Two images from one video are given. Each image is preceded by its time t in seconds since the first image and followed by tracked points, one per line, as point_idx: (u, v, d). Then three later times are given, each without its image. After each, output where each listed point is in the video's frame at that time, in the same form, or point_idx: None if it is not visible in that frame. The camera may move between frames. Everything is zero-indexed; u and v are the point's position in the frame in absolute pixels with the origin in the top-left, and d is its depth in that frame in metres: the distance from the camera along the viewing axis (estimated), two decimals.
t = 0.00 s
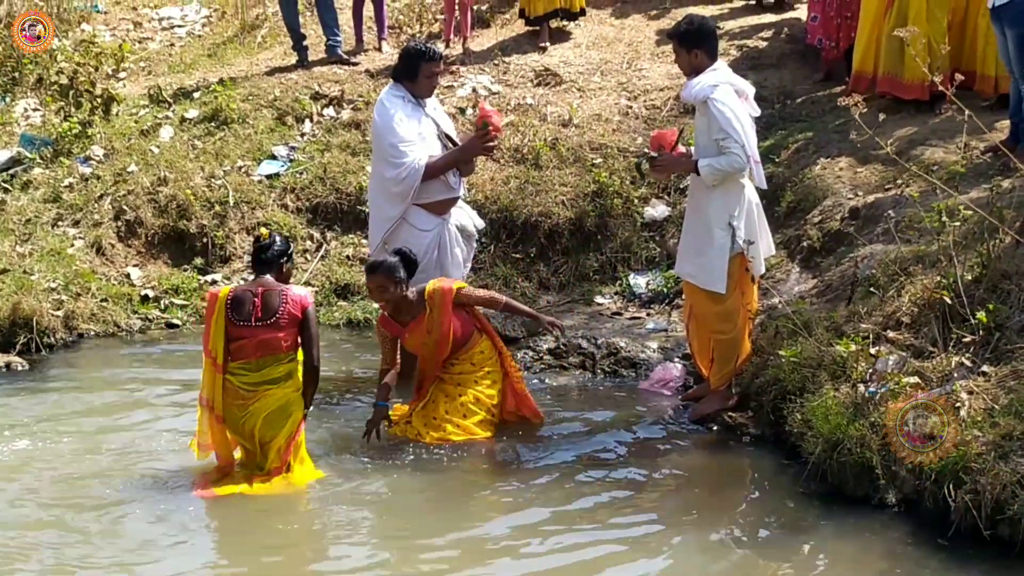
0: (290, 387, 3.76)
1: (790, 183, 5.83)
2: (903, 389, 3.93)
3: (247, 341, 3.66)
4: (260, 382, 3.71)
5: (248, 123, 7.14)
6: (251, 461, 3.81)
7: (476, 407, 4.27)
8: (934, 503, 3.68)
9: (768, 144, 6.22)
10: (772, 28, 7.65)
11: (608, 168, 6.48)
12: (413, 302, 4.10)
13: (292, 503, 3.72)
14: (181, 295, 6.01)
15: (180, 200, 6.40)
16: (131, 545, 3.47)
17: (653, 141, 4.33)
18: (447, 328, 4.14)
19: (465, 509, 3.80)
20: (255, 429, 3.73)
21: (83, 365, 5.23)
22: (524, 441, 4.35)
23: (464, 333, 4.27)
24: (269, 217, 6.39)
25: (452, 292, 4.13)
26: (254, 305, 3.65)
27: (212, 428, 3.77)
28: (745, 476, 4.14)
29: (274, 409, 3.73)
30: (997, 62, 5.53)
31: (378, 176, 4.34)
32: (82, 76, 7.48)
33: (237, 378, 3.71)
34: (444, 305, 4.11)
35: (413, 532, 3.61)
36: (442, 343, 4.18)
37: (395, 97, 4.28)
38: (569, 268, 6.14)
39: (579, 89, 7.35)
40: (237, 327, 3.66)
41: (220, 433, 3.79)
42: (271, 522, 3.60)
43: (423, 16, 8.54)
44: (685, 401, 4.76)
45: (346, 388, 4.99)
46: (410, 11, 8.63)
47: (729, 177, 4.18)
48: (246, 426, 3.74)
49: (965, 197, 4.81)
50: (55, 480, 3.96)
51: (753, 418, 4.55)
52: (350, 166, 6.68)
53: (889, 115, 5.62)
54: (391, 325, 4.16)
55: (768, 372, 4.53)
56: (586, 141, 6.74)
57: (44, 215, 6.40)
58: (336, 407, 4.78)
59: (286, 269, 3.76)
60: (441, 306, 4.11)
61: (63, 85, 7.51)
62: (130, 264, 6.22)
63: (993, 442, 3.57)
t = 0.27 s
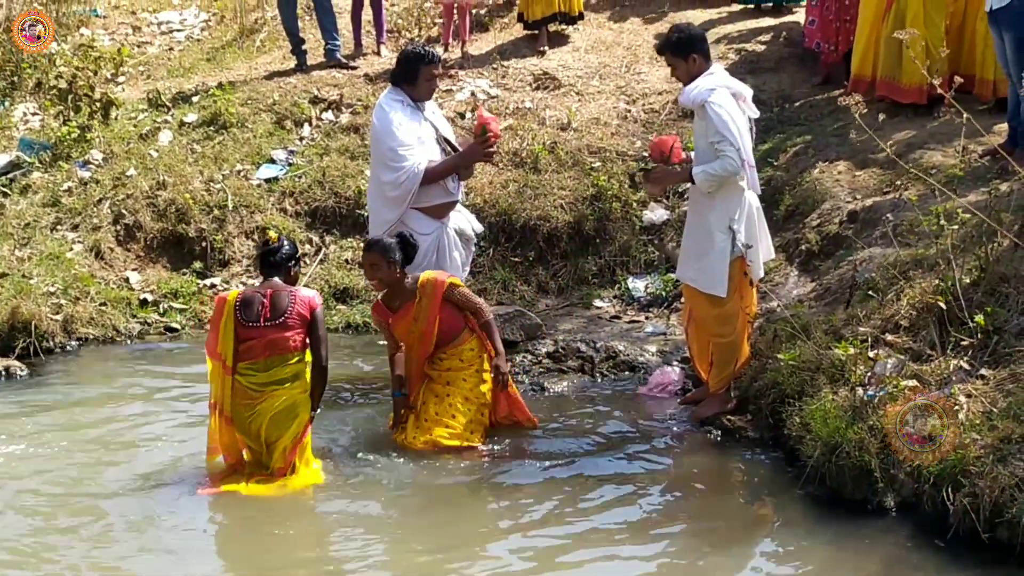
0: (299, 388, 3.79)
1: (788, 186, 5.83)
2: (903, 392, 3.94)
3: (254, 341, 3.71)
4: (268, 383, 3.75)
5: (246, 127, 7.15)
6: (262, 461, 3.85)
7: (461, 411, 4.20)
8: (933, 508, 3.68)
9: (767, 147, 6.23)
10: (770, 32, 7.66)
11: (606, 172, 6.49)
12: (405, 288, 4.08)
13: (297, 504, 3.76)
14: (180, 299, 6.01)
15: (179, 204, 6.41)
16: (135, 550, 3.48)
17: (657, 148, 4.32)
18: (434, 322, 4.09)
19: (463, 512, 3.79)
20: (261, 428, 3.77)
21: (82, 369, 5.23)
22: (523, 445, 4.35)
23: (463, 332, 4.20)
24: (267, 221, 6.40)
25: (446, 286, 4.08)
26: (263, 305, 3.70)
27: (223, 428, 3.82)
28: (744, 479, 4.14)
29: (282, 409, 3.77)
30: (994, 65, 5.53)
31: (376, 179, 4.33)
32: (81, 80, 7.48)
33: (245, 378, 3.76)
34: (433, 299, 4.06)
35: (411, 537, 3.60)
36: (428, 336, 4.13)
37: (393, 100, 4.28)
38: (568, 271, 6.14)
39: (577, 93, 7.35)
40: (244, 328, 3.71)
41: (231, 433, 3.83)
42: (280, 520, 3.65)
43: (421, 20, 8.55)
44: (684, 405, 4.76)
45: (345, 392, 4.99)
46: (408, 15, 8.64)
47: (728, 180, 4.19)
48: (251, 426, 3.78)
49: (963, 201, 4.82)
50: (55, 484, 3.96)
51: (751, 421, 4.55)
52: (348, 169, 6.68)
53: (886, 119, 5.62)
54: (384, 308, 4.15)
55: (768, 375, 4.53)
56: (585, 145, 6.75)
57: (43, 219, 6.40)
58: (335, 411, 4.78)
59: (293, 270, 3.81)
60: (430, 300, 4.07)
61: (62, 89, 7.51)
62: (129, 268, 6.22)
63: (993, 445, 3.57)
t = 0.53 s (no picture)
0: (308, 386, 3.84)
1: (787, 191, 5.84)
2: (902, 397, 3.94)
3: (260, 342, 3.76)
4: (277, 383, 3.80)
5: (245, 132, 7.15)
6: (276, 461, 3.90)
7: (451, 417, 4.15)
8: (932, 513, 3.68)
9: (766, 151, 6.23)
10: (769, 36, 7.67)
11: (605, 176, 6.49)
12: (408, 284, 4.07)
13: (295, 505, 3.75)
14: (179, 304, 6.01)
15: (178, 209, 6.41)
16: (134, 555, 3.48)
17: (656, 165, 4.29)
18: (432, 321, 4.07)
19: (461, 517, 3.78)
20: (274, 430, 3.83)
21: (81, 375, 5.23)
22: (522, 450, 4.35)
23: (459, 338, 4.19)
24: (266, 226, 6.40)
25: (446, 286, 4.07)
26: (271, 309, 3.76)
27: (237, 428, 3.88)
28: (743, 484, 4.14)
29: (291, 408, 3.81)
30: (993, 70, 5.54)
31: (376, 185, 4.33)
32: (80, 86, 7.49)
33: (257, 380, 3.81)
34: (435, 297, 4.05)
35: (409, 544, 3.59)
36: (425, 336, 4.10)
37: (393, 105, 4.28)
38: (567, 276, 6.14)
39: (576, 98, 7.36)
40: (255, 334, 3.76)
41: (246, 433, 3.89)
42: (267, 525, 3.65)
43: (420, 25, 8.56)
44: (683, 410, 4.77)
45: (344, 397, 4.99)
46: (407, 20, 8.65)
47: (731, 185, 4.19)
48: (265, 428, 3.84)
49: (962, 206, 4.82)
50: (54, 489, 3.96)
51: (751, 425, 4.55)
52: (348, 174, 6.69)
53: (885, 124, 5.63)
54: (385, 304, 4.13)
55: (767, 380, 4.53)
56: (583, 150, 6.75)
57: (42, 224, 6.40)
58: (335, 416, 4.79)
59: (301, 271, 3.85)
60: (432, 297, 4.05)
61: (61, 94, 7.52)
62: (128, 273, 6.22)
63: (992, 450, 3.57)
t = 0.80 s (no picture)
0: (311, 378, 3.94)
1: (785, 193, 5.84)
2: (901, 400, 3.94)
3: (263, 338, 3.90)
4: (280, 376, 3.92)
5: (244, 136, 7.16)
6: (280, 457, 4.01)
7: (446, 419, 4.15)
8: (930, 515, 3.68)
9: (764, 154, 6.23)
10: (767, 39, 7.67)
11: (604, 179, 6.50)
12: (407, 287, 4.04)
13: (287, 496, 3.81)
14: (178, 307, 6.01)
15: (177, 212, 6.41)
16: (141, 559, 3.49)
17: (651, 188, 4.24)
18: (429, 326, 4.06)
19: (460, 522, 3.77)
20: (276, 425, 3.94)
21: (80, 378, 5.23)
22: (521, 452, 4.35)
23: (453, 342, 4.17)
24: (265, 229, 6.40)
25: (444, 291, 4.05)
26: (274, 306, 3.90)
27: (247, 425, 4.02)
28: (742, 487, 4.14)
29: (295, 399, 3.92)
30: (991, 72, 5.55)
31: (375, 187, 4.33)
32: (79, 89, 7.49)
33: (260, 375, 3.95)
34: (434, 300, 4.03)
35: (407, 550, 3.57)
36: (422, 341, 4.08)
37: (392, 108, 4.28)
38: (566, 279, 6.14)
39: (575, 101, 7.36)
40: (258, 328, 3.91)
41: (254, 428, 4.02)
42: (263, 523, 3.70)
43: (419, 28, 8.56)
44: (682, 412, 4.77)
45: (342, 399, 4.99)
46: (405, 23, 8.65)
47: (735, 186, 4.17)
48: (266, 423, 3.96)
49: (961, 208, 4.82)
50: (53, 493, 3.96)
51: (750, 428, 4.55)
52: (346, 177, 6.69)
53: (884, 126, 5.64)
54: (381, 306, 4.10)
55: (766, 382, 4.53)
56: (582, 153, 6.76)
57: (41, 228, 6.40)
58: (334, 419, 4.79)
59: (304, 268, 3.98)
60: (431, 300, 4.03)
61: (60, 98, 7.52)
62: (127, 277, 6.22)
63: (990, 452, 3.58)
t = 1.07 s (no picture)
0: (311, 376, 4.00)
1: (783, 195, 5.87)
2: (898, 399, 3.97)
3: (263, 338, 3.96)
4: (281, 375, 3.99)
5: (245, 138, 7.18)
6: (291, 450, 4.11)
7: (438, 427, 4.13)
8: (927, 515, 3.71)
9: (762, 155, 6.26)
10: (765, 41, 7.70)
11: (603, 181, 6.52)
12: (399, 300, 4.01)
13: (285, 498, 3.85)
14: (179, 308, 6.04)
15: (178, 214, 6.44)
16: (138, 557, 3.52)
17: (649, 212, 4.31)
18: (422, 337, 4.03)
19: (458, 523, 3.78)
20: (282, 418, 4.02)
21: (82, 378, 5.25)
22: (520, 453, 4.38)
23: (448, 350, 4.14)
24: (266, 230, 6.43)
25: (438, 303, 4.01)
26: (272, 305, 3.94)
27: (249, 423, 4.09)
28: (740, 486, 4.17)
29: (296, 398, 3.99)
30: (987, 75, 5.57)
31: (375, 188, 4.36)
32: (81, 91, 7.52)
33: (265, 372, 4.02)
34: (428, 312, 3.99)
35: (408, 548, 3.60)
36: (415, 351, 4.05)
37: (394, 109, 4.30)
38: (564, 279, 6.17)
39: (574, 103, 7.39)
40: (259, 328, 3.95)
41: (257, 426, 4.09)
42: (268, 524, 3.74)
43: (419, 30, 8.59)
44: (681, 412, 4.79)
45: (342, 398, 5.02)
46: (405, 25, 8.68)
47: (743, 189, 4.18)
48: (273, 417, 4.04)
49: (958, 209, 4.85)
50: (57, 492, 3.99)
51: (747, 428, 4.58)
52: (347, 179, 6.72)
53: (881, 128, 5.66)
54: (375, 313, 4.07)
55: (763, 381, 4.55)
56: (581, 155, 6.79)
57: (43, 229, 6.43)
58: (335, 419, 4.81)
59: (305, 268, 4.01)
60: (425, 312, 4.00)
61: (61, 99, 7.55)
62: (128, 277, 6.25)
63: (987, 452, 3.60)
